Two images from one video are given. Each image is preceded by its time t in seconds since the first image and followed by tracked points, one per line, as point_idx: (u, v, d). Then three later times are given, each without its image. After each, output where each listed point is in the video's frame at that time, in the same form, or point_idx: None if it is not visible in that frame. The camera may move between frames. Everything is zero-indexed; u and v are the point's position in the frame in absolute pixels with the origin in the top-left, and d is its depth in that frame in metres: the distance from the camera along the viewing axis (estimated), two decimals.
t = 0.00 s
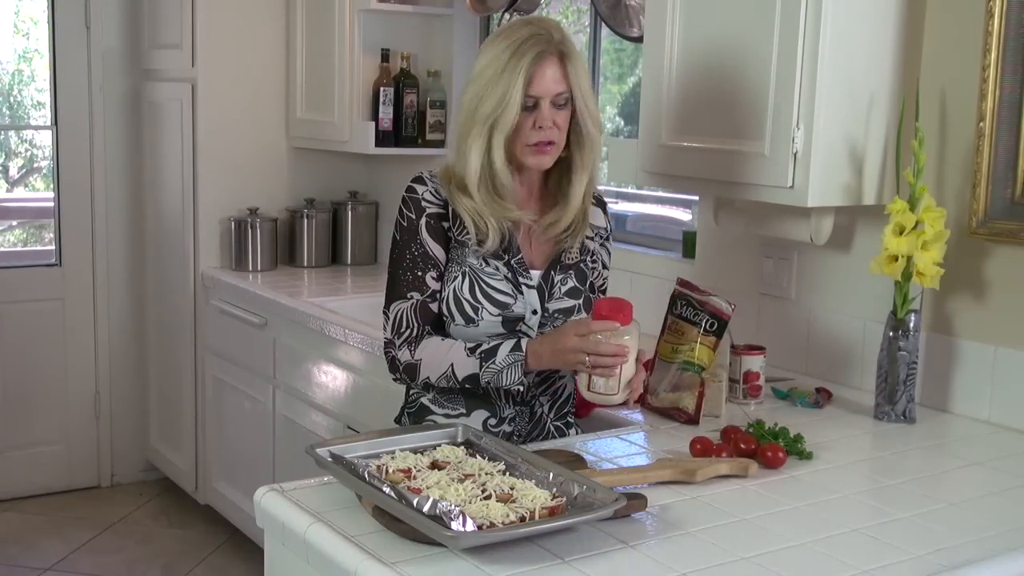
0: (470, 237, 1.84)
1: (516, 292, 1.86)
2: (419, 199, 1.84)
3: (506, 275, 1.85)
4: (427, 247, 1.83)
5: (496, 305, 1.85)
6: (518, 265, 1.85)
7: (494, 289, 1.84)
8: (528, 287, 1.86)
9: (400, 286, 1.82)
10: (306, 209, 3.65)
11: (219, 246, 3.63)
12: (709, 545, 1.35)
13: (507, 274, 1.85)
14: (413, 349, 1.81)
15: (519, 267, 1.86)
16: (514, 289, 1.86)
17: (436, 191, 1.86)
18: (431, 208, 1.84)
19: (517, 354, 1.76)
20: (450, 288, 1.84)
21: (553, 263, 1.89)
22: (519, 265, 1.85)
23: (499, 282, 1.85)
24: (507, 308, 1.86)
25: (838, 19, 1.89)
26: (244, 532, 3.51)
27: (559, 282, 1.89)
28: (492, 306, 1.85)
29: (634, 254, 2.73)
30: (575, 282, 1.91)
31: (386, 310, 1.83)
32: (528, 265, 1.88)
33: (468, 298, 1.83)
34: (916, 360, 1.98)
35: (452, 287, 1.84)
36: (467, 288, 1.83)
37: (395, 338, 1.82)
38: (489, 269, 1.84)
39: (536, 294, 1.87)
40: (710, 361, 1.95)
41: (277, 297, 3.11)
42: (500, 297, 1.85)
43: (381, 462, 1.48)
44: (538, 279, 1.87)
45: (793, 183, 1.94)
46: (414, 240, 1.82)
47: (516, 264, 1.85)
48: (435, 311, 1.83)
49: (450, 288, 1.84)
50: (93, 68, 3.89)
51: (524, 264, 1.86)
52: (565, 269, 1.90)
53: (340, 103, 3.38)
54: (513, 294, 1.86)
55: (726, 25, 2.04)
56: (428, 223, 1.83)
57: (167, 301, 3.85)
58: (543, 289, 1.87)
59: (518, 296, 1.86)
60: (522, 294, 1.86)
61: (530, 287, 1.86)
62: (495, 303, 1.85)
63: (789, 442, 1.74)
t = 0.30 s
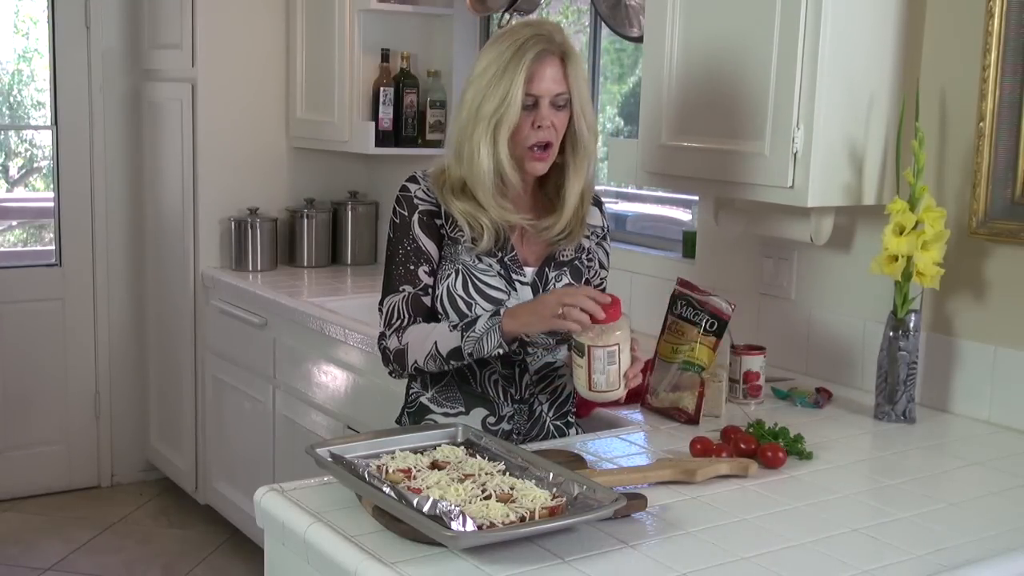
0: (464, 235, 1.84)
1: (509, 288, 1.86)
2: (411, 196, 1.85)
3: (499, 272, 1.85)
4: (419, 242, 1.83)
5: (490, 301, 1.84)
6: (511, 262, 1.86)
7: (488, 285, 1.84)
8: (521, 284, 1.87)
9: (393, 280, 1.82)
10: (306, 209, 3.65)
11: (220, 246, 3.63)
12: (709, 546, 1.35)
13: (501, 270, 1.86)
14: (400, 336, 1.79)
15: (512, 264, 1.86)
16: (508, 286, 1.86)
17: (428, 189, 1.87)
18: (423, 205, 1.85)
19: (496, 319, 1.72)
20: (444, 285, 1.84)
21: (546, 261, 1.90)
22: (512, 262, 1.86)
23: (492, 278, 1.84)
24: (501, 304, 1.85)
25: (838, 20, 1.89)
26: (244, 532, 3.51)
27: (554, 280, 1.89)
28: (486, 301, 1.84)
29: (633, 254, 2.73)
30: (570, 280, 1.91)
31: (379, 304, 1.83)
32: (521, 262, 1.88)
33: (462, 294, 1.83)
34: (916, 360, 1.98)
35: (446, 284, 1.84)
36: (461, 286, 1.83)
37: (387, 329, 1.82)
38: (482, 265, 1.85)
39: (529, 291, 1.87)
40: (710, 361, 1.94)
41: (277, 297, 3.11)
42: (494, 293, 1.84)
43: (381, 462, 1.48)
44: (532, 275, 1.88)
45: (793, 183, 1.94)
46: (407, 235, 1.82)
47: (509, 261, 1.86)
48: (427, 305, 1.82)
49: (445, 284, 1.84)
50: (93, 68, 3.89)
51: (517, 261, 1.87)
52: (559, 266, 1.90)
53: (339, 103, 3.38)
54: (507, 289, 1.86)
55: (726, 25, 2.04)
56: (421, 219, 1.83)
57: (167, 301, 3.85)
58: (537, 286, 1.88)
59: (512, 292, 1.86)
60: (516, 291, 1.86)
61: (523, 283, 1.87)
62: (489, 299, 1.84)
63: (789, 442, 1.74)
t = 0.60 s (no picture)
0: (460, 230, 1.84)
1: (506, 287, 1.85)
2: (409, 191, 1.85)
3: (495, 270, 1.85)
4: (414, 235, 1.83)
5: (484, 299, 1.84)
6: (507, 262, 1.85)
7: (484, 285, 1.84)
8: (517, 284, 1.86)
9: (385, 272, 1.82)
10: (306, 209, 3.65)
11: (220, 245, 3.63)
12: (709, 546, 1.35)
13: (497, 269, 1.85)
14: (387, 323, 1.79)
15: (509, 263, 1.85)
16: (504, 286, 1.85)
17: (427, 185, 1.87)
18: (421, 200, 1.85)
19: (478, 299, 1.69)
20: (440, 283, 1.84)
21: (543, 261, 1.89)
22: (509, 261, 1.85)
23: (488, 277, 1.84)
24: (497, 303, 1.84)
25: (838, 20, 1.89)
26: (244, 532, 3.51)
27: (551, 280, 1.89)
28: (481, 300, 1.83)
29: (633, 254, 2.73)
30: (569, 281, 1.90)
31: (370, 295, 1.84)
32: (519, 261, 1.88)
33: (456, 293, 1.83)
34: (916, 360, 1.98)
35: (442, 282, 1.84)
36: (456, 284, 1.83)
37: (375, 318, 1.82)
38: (478, 264, 1.84)
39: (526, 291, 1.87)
40: (709, 361, 1.94)
41: (277, 297, 3.11)
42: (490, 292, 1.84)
43: (381, 462, 1.48)
44: (529, 275, 1.88)
45: (793, 183, 1.94)
46: (402, 229, 1.82)
47: (505, 260, 1.85)
48: (418, 298, 1.82)
49: (441, 283, 1.84)
50: (93, 68, 3.89)
51: (514, 260, 1.86)
52: (556, 267, 1.89)
53: (340, 103, 3.38)
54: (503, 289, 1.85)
55: (726, 25, 2.04)
56: (417, 214, 1.83)
57: (167, 302, 3.85)
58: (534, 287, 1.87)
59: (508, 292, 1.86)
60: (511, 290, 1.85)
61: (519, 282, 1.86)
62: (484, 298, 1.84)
63: (789, 442, 1.74)
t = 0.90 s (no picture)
0: (458, 227, 1.84)
1: (503, 288, 1.86)
2: (409, 189, 1.85)
3: (493, 271, 1.85)
4: (409, 232, 1.83)
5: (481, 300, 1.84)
6: (506, 262, 1.85)
7: (481, 285, 1.84)
8: (515, 284, 1.86)
9: (376, 264, 1.81)
10: (306, 209, 3.65)
11: (220, 245, 3.63)
12: (709, 546, 1.35)
13: (495, 269, 1.85)
14: (375, 315, 1.77)
15: (507, 263, 1.85)
16: (502, 286, 1.86)
17: (426, 184, 1.87)
18: (420, 199, 1.85)
19: (475, 307, 1.71)
20: (439, 284, 1.85)
21: (542, 262, 1.89)
22: (507, 262, 1.85)
23: (486, 277, 1.84)
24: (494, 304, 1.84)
25: (838, 19, 1.89)
26: (244, 532, 3.51)
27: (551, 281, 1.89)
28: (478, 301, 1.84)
29: (634, 254, 2.74)
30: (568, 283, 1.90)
31: (358, 285, 1.82)
32: (518, 262, 1.88)
33: (454, 294, 1.84)
34: (916, 360, 1.98)
35: (440, 283, 1.85)
36: (454, 285, 1.84)
37: (360, 309, 1.80)
38: (476, 264, 1.84)
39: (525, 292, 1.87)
40: (709, 361, 1.94)
41: (277, 297, 3.11)
42: (487, 293, 1.84)
43: (381, 462, 1.48)
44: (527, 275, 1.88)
45: (793, 183, 1.94)
46: (398, 224, 1.82)
47: (504, 261, 1.85)
48: (406, 294, 1.80)
49: (439, 283, 1.85)
50: (93, 68, 3.89)
51: (512, 261, 1.86)
52: (555, 269, 1.89)
53: (340, 102, 3.38)
54: (501, 289, 1.85)
55: (726, 25, 2.04)
56: (415, 211, 1.83)
57: (168, 302, 3.85)
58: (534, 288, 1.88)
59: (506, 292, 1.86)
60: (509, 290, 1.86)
61: (518, 282, 1.86)
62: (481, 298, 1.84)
63: (789, 442, 1.74)
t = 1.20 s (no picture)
0: (462, 225, 1.84)
1: (506, 288, 1.86)
2: (415, 187, 1.85)
3: (497, 271, 1.85)
4: (415, 230, 1.82)
5: (485, 300, 1.85)
6: (510, 262, 1.85)
7: (485, 286, 1.85)
8: (518, 284, 1.86)
9: (381, 261, 1.80)
10: (306, 209, 3.65)
11: (220, 245, 3.63)
12: (709, 546, 1.35)
13: (499, 269, 1.85)
14: (381, 314, 1.77)
15: (511, 263, 1.85)
16: (506, 286, 1.86)
17: (432, 183, 1.86)
18: (426, 197, 1.84)
19: (485, 318, 1.73)
20: (441, 284, 1.85)
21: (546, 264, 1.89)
22: (512, 262, 1.86)
23: (490, 277, 1.85)
24: (496, 304, 1.85)
25: (838, 19, 1.89)
26: (244, 532, 3.51)
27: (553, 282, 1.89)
28: (482, 301, 1.85)
29: (634, 254, 2.74)
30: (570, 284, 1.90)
31: (363, 281, 1.81)
32: (520, 262, 1.87)
33: (458, 293, 1.84)
34: (916, 360, 1.98)
35: (443, 282, 1.85)
36: (458, 285, 1.84)
37: (366, 305, 1.79)
38: (480, 264, 1.85)
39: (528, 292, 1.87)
40: (709, 361, 1.94)
41: (277, 297, 3.11)
42: (490, 293, 1.85)
43: (381, 462, 1.48)
44: (531, 276, 1.88)
45: (793, 183, 1.94)
46: (404, 221, 1.82)
47: (508, 261, 1.85)
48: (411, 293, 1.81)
49: (443, 283, 1.85)
50: (93, 67, 3.89)
51: (517, 262, 1.86)
52: (558, 271, 1.89)
53: (340, 102, 3.38)
54: (504, 290, 1.86)
55: (726, 25, 2.04)
56: (421, 209, 1.83)
57: (168, 302, 3.85)
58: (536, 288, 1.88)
59: (509, 292, 1.86)
60: (512, 291, 1.86)
61: (520, 283, 1.86)
62: (484, 298, 1.85)
63: (789, 442, 1.74)
